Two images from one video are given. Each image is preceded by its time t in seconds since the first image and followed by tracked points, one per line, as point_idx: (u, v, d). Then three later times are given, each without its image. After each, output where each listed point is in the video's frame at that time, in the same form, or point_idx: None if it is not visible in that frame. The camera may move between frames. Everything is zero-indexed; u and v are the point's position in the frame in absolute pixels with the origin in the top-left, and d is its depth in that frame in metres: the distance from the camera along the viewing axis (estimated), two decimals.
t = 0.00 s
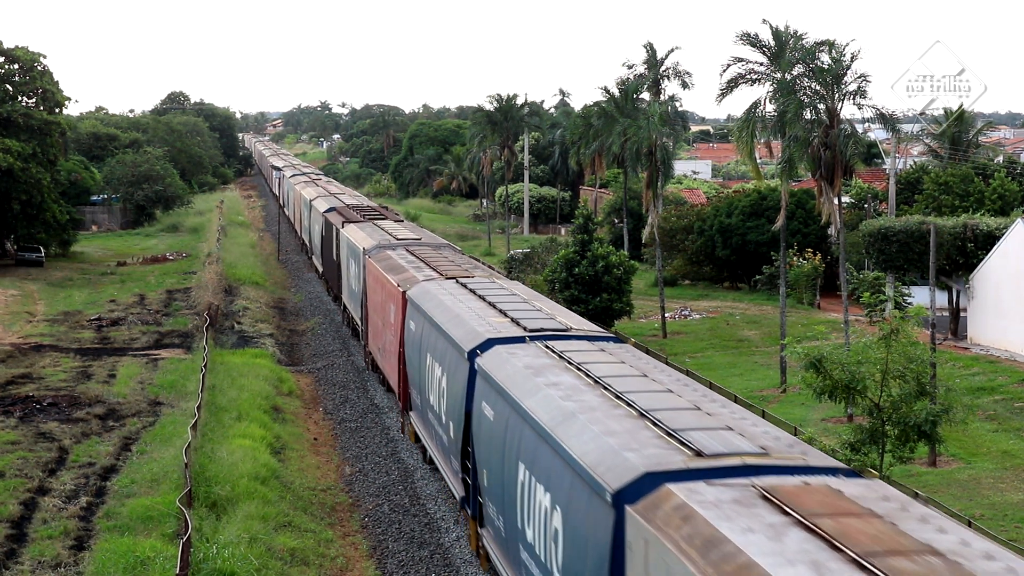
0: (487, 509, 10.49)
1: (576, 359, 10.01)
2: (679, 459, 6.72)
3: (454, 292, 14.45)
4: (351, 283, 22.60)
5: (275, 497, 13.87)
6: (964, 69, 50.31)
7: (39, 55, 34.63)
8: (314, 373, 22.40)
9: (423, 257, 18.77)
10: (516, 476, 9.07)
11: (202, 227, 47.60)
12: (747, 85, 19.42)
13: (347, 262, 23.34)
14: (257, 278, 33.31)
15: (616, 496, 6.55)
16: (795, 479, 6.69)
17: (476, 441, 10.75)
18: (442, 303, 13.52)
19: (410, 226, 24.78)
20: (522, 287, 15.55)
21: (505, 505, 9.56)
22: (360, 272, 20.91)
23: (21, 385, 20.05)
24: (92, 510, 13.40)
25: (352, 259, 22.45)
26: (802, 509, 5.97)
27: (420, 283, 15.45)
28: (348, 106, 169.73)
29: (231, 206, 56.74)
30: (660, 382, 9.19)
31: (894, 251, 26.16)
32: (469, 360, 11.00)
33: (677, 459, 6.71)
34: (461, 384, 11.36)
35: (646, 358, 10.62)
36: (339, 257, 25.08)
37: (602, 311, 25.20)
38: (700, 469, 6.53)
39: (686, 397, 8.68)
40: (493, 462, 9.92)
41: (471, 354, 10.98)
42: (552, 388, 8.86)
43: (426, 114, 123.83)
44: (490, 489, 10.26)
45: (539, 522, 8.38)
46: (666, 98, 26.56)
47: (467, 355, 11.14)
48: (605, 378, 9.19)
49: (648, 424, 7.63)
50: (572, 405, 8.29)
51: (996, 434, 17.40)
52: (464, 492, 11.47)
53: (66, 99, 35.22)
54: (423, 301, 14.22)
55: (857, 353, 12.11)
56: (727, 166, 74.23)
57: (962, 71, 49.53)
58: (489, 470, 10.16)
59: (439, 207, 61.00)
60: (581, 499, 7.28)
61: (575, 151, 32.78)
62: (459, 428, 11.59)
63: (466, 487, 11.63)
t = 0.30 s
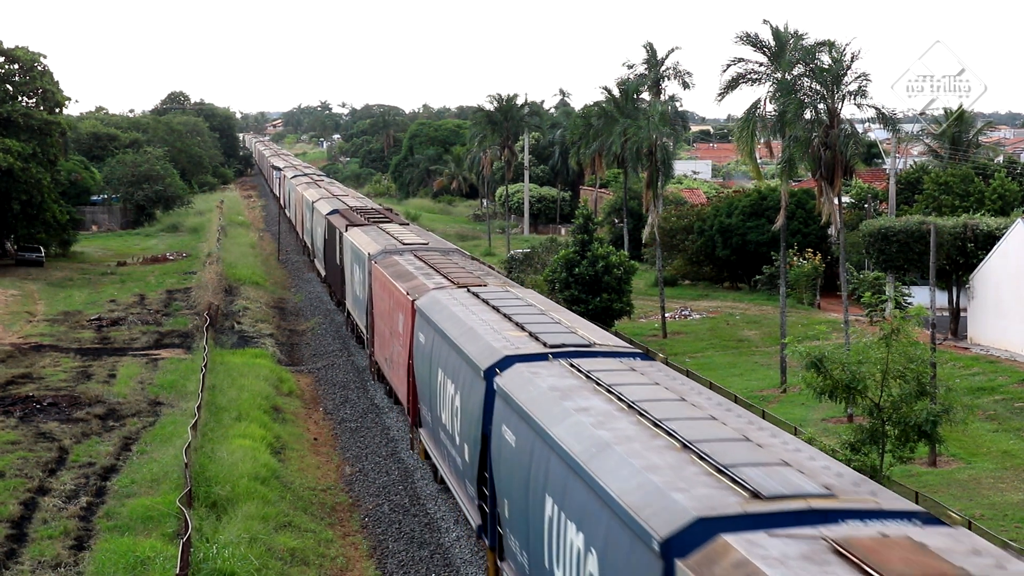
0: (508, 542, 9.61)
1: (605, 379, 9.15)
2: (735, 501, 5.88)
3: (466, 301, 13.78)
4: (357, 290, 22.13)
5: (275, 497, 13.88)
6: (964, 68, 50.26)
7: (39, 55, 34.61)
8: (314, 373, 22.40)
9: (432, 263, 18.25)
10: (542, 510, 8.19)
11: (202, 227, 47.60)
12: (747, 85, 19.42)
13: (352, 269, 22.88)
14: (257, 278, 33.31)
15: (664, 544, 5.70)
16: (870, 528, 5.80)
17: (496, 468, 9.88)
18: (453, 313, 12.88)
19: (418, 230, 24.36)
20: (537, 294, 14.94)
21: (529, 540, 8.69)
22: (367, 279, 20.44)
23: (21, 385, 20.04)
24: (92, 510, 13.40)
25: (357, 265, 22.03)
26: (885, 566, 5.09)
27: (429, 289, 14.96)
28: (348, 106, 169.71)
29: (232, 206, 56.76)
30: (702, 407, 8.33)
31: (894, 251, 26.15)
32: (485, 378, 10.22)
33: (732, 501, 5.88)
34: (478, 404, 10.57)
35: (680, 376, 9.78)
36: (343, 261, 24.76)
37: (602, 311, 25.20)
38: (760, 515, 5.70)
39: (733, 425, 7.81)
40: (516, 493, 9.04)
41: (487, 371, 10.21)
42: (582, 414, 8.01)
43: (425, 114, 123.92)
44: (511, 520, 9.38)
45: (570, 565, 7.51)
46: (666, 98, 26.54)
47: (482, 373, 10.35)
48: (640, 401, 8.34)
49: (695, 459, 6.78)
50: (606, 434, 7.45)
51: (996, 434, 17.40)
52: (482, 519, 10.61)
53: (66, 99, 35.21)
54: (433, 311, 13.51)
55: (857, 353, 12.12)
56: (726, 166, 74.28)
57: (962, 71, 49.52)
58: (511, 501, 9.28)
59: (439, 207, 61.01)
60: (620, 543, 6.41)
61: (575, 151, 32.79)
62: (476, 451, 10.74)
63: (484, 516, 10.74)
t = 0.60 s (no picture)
0: None
1: (639, 404, 8.41)
2: (804, 556, 5.22)
3: (480, 313, 13.03)
4: (363, 297, 21.51)
5: (275, 497, 13.88)
6: (964, 69, 50.33)
7: (39, 55, 34.62)
8: (314, 373, 22.40)
9: (441, 270, 17.57)
10: (572, 551, 7.47)
11: (202, 227, 47.61)
12: (747, 85, 19.43)
13: (358, 276, 22.25)
14: (257, 278, 33.31)
15: None
16: None
17: (519, 498, 9.13)
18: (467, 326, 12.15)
19: (428, 236, 23.76)
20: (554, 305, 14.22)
21: None
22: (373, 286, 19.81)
23: (21, 385, 20.05)
24: (92, 510, 13.40)
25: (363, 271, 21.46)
26: None
27: (438, 298, 14.34)
28: (348, 106, 169.61)
29: (231, 206, 56.78)
30: (749, 437, 7.59)
31: (893, 251, 26.16)
32: (507, 401, 9.49)
33: (803, 557, 5.19)
34: (498, 427, 9.82)
35: (718, 400, 9.02)
36: (348, 267, 24.21)
37: (601, 311, 25.20)
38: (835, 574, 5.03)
39: (786, 458, 7.07)
40: (541, 529, 8.31)
41: (508, 394, 9.48)
42: (617, 445, 7.30)
43: (425, 114, 123.91)
44: (535, 557, 8.64)
45: None
46: (666, 98, 26.54)
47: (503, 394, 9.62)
48: (681, 431, 7.60)
49: (751, 501, 6.08)
50: (647, 470, 6.75)
51: (996, 434, 17.39)
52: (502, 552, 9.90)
53: (65, 99, 35.21)
54: (446, 324, 12.77)
55: (857, 353, 12.13)
56: (727, 166, 74.28)
57: (962, 71, 49.79)
58: (535, 535, 8.55)
59: (439, 207, 61.03)
60: None
61: (575, 151, 32.79)
62: (495, 478, 10.00)
63: (504, 547, 9.97)
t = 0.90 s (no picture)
0: None
1: (683, 434, 7.63)
2: None
3: (497, 326, 12.15)
4: (369, 304, 20.66)
5: (275, 497, 13.88)
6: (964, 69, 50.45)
7: (39, 55, 34.62)
8: (314, 373, 22.39)
9: (452, 277, 16.69)
10: None
11: (202, 227, 47.61)
12: (747, 85, 19.44)
13: (364, 282, 21.40)
14: (257, 278, 33.31)
15: None
16: None
17: (546, 534, 8.32)
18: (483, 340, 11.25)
19: (437, 240, 22.92)
20: (574, 317, 13.34)
21: None
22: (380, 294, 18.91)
23: (21, 385, 20.05)
24: (92, 510, 13.40)
25: (368, 277, 20.64)
26: None
27: (449, 307, 13.49)
28: (348, 106, 169.59)
29: (231, 206, 56.79)
30: (811, 474, 6.83)
31: (893, 251, 26.17)
32: (532, 427, 8.66)
33: None
34: (521, 454, 8.99)
35: (767, 427, 8.20)
36: (353, 272, 23.45)
37: (601, 311, 25.20)
38: None
39: (856, 501, 6.32)
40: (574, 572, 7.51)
41: (533, 420, 8.64)
42: (665, 484, 6.54)
43: (425, 114, 123.98)
44: None
45: None
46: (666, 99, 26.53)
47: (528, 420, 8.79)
48: (734, 467, 6.83)
49: (829, 556, 5.33)
50: (703, 514, 6.01)
51: (997, 434, 17.40)
52: None
53: (65, 99, 35.20)
54: (460, 338, 11.88)
55: (857, 353, 12.14)
56: (727, 166, 74.30)
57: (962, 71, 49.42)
58: None
59: (439, 207, 61.04)
60: None
61: (575, 151, 32.78)
62: (517, 509, 9.17)
63: None
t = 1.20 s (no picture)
0: None
1: (739, 468, 6.78)
2: None
3: (516, 340, 11.28)
4: (375, 313, 19.87)
5: (275, 497, 13.88)
6: (964, 69, 50.51)
7: (39, 56, 34.61)
8: (314, 373, 22.38)
9: (465, 285, 15.86)
10: None
11: (202, 227, 47.62)
12: (747, 86, 19.44)
13: (370, 289, 20.60)
14: (257, 278, 33.30)
15: None
16: None
17: None
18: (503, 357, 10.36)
19: (447, 246, 22.15)
20: (598, 328, 12.50)
21: None
22: (387, 303, 18.12)
23: (21, 385, 20.04)
24: (92, 510, 13.40)
25: (375, 284, 19.86)
26: None
27: (464, 318, 12.67)
28: (348, 106, 169.68)
29: (231, 206, 56.81)
30: (892, 521, 5.95)
31: (894, 251, 26.17)
32: (559, 456, 7.81)
33: None
34: (548, 485, 8.13)
35: (828, 459, 7.35)
36: (358, 278, 22.74)
37: (601, 311, 25.19)
38: None
39: (950, 555, 5.46)
40: None
41: (560, 448, 7.79)
42: (725, 532, 5.70)
43: (426, 114, 124.06)
44: None
45: None
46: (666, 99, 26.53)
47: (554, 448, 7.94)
48: (803, 511, 5.98)
49: None
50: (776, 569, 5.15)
51: (996, 434, 17.40)
52: None
53: (66, 99, 35.20)
54: (476, 353, 11.00)
55: (857, 353, 12.13)
56: (727, 166, 74.34)
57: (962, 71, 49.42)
58: None
59: (439, 207, 61.06)
60: None
61: (575, 151, 32.77)
62: (544, 546, 8.31)
63: None
